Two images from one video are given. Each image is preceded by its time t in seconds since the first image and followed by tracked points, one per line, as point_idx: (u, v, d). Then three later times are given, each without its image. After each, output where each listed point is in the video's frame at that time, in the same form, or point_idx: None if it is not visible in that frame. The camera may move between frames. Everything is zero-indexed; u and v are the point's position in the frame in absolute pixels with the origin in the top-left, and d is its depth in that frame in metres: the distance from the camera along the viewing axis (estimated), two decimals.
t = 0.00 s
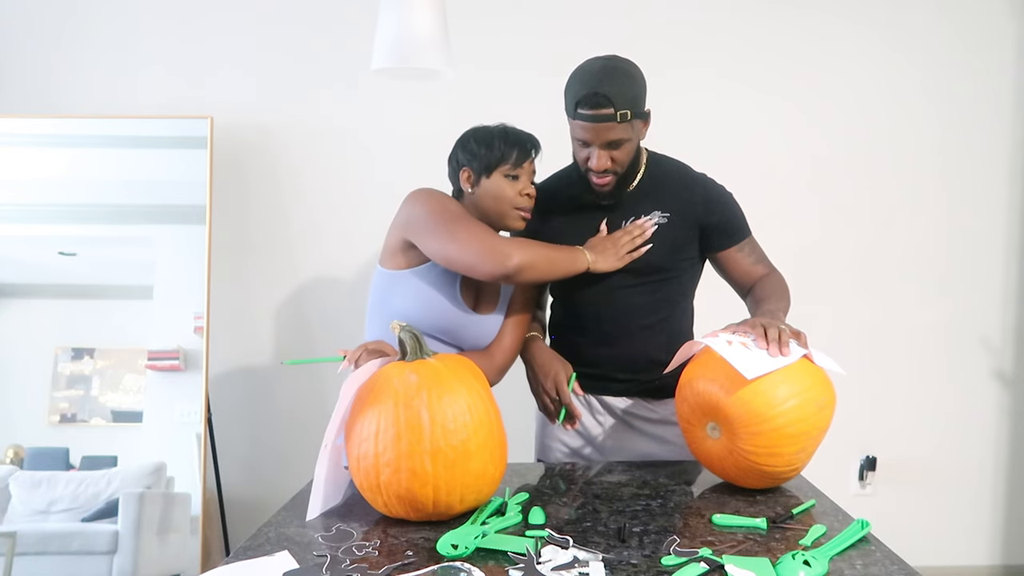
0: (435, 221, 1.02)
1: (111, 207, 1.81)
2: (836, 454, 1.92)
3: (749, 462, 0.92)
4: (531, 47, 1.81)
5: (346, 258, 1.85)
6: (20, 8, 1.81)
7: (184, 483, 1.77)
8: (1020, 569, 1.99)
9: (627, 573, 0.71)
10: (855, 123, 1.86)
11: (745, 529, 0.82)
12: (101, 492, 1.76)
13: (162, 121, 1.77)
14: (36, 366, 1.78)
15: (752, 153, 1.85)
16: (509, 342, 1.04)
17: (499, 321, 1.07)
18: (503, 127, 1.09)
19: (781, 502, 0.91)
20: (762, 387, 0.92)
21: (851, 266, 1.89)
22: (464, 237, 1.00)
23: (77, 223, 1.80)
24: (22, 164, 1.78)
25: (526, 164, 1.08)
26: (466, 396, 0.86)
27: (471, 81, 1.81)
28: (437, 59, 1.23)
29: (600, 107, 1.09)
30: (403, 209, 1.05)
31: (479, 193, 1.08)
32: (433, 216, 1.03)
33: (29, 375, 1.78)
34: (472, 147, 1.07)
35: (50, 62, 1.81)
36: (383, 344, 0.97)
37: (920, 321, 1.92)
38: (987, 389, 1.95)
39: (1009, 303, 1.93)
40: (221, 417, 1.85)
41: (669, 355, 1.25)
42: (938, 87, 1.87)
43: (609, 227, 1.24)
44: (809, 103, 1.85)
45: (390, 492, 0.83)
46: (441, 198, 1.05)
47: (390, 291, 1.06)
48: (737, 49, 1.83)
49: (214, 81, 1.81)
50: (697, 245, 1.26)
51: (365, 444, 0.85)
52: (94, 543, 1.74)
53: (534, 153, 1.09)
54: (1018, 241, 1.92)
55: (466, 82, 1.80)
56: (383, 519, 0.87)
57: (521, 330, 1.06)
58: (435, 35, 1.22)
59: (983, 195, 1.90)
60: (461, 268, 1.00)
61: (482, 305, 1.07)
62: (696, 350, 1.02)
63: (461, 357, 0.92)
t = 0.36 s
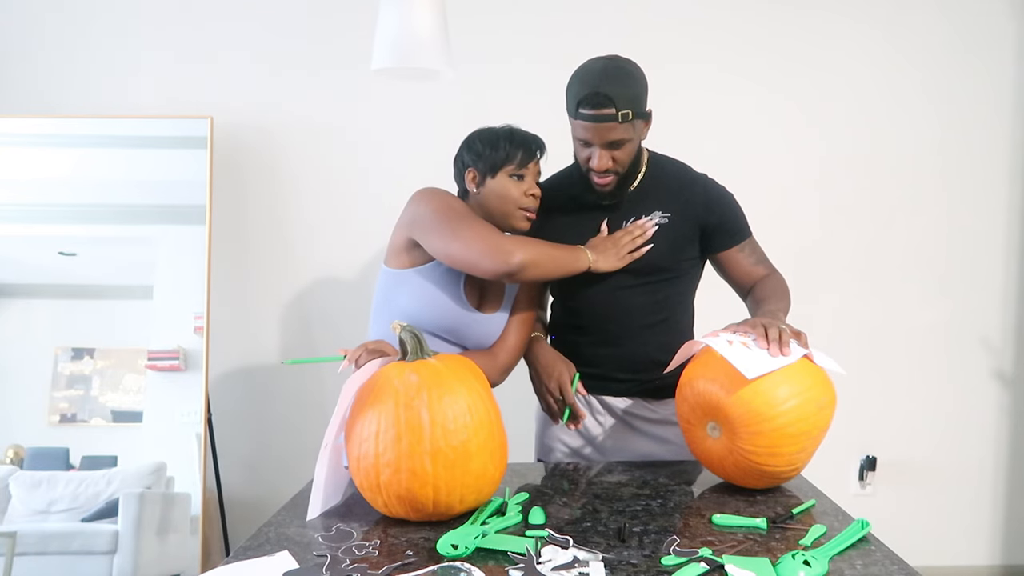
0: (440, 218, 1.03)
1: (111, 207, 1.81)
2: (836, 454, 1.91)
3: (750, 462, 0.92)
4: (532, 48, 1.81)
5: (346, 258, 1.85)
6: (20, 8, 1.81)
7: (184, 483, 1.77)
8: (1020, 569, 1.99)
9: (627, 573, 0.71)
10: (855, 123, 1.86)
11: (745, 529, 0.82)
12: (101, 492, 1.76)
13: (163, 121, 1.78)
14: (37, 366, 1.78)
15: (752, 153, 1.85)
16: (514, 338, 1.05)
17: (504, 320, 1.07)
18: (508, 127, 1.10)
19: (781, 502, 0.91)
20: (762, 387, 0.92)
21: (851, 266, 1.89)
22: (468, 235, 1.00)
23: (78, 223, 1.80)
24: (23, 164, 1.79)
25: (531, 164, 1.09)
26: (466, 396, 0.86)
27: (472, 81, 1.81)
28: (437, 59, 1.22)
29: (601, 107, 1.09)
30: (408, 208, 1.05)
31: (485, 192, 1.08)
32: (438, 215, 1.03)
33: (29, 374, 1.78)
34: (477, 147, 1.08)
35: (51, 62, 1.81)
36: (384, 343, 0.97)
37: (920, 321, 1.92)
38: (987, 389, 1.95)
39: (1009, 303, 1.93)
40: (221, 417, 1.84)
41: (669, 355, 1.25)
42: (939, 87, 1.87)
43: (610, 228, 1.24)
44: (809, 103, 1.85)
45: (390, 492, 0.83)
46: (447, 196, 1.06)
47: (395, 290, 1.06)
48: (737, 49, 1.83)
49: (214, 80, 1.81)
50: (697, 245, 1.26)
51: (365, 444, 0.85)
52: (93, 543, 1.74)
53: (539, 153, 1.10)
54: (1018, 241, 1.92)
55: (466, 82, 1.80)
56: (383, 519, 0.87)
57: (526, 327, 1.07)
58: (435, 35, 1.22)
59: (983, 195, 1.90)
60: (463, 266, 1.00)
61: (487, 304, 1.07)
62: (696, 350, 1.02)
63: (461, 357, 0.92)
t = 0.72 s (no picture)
0: (442, 218, 1.03)
1: (112, 207, 1.81)
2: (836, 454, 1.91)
3: (750, 462, 0.92)
4: (532, 48, 1.80)
5: (347, 258, 1.85)
6: (21, 8, 1.81)
7: (184, 483, 1.77)
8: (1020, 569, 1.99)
9: (627, 573, 0.71)
10: (855, 123, 1.86)
11: (745, 529, 0.82)
12: (101, 492, 1.76)
13: (163, 121, 1.78)
14: (37, 366, 1.78)
15: (752, 153, 1.85)
16: (516, 338, 1.04)
17: (506, 320, 1.07)
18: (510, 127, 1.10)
19: (781, 502, 0.91)
20: (763, 387, 0.92)
21: (852, 266, 1.89)
22: (469, 235, 1.00)
23: (78, 223, 1.80)
24: (24, 164, 1.79)
25: (531, 164, 1.09)
26: (466, 396, 0.86)
27: (471, 81, 1.80)
28: (436, 59, 1.22)
29: (601, 107, 1.09)
30: (410, 208, 1.05)
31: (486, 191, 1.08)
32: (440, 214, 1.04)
33: (30, 374, 1.78)
34: (479, 146, 1.08)
35: (51, 62, 1.81)
36: (384, 343, 0.97)
37: (920, 321, 1.92)
38: (987, 389, 1.95)
39: (1009, 303, 1.93)
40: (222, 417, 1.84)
41: (669, 355, 1.25)
42: (938, 87, 1.87)
43: (610, 228, 1.24)
44: (809, 103, 1.85)
45: (390, 492, 0.83)
46: (449, 197, 1.06)
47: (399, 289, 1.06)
48: (737, 49, 1.83)
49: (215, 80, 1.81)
50: (697, 245, 1.26)
51: (365, 444, 0.85)
52: (93, 543, 1.74)
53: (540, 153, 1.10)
54: (1018, 241, 1.92)
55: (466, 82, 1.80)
56: (383, 519, 0.87)
57: (529, 327, 1.06)
58: (435, 35, 1.22)
59: (983, 195, 1.90)
60: (464, 266, 1.00)
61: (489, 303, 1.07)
62: (696, 349, 1.02)
63: (461, 357, 0.92)
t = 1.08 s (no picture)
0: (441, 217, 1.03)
1: (112, 207, 1.81)
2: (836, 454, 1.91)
3: (750, 462, 0.92)
4: (532, 48, 1.81)
5: (347, 258, 1.85)
6: (21, 8, 1.81)
7: (184, 483, 1.77)
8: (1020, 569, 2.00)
9: (627, 573, 0.71)
10: (855, 123, 1.86)
11: (745, 529, 0.82)
12: (101, 492, 1.76)
13: (163, 122, 1.78)
14: (38, 366, 1.78)
15: (752, 153, 1.85)
16: (517, 339, 1.05)
17: (506, 319, 1.07)
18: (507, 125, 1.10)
19: (780, 502, 0.91)
20: (762, 387, 0.92)
21: (851, 266, 1.89)
22: (469, 235, 1.00)
23: (78, 223, 1.80)
24: (24, 164, 1.79)
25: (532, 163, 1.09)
26: (467, 396, 0.86)
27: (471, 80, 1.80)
28: (437, 59, 1.22)
29: (602, 107, 1.09)
30: (410, 208, 1.05)
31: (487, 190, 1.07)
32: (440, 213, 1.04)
33: (30, 374, 1.78)
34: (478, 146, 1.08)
35: (52, 62, 1.81)
36: (384, 345, 0.97)
37: (920, 322, 1.92)
38: (988, 389, 1.95)
39: (1009, 303, 1.93)
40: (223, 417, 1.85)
41: (669, 356, 1.25)
42: (939, 87, 1.87)
43: (610, 228, 1.24)
44: (809, 103, 1.85)
45: (390, 492, 0.83)
46: (447, 196, 1.06)
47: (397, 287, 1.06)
48: (738, 49, 1.83)
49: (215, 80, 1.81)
50: (697, 245, 1.26)
51: (365, 444, 0.85)
52: (94, 543, 1.73)
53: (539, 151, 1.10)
54: (1018, 240, 1.92)
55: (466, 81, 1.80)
56: (383, 519, 0.87)
57: (528, 327, 1.07)
58: (435, 35, 1.22)
59: (983, 195, 1.90)
60: (464, 265, 1.00)
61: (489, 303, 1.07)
62: (697, 350, 1.02)
63: (462, 358, 0.92)
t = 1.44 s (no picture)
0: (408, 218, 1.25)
1: (112, 207, 1.81)
2: (835, 454, 1.92)
3: (750, 462, 0.92)
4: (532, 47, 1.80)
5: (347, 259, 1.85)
6: (21, 8, 1.81)
7: (184, 484, 1.77)
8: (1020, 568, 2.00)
9: (627, 573, 0.71)
10: (855, 123, 1.86)
11: (745, 529, 0.82)
12: (101, 492, 1.77)
13: (164, 122, 1.79)
14: (38, 366, 1.78)
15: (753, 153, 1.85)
16: (503, 330, 1.25)
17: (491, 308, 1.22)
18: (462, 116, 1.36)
19: (780, 502, 0.91)
20: (763, 387, 0.92)
21: (851, 266, 1.89)
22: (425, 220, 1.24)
23: (79, 223, 1.81)
24: (24, 163, 1.79)
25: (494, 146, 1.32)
26: (466, 396, 0.86)
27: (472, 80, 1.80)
28: (435, 59, 1.28)
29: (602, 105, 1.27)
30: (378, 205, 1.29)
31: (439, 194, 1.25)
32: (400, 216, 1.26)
33: (30, 374, 1.78)
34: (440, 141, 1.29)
35: (52, 62, 1.81)
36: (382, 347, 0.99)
37: (920, 322, 1.92)
38: (988, 390, 1.95)
39: (1009, 303, 1.93)
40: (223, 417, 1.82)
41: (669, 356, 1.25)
42: (939, 86, 1.87)
43: (611, 227, 1.28)
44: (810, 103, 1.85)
45: (390, 492, 0.84)
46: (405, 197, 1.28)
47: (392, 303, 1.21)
48: (738, 49, 1.83)
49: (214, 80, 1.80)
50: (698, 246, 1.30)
51: (365, 444, 0.85)
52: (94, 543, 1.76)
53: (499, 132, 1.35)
54: (1017, 240, 1.92)
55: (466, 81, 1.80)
56: (383, 519, 0.87)
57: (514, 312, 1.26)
58: (435, 37, 1.25)
59: (983, 196, 1.90)
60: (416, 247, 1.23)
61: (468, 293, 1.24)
62: (697, 350, 1.02)
63: (461, 358, 0.92)
